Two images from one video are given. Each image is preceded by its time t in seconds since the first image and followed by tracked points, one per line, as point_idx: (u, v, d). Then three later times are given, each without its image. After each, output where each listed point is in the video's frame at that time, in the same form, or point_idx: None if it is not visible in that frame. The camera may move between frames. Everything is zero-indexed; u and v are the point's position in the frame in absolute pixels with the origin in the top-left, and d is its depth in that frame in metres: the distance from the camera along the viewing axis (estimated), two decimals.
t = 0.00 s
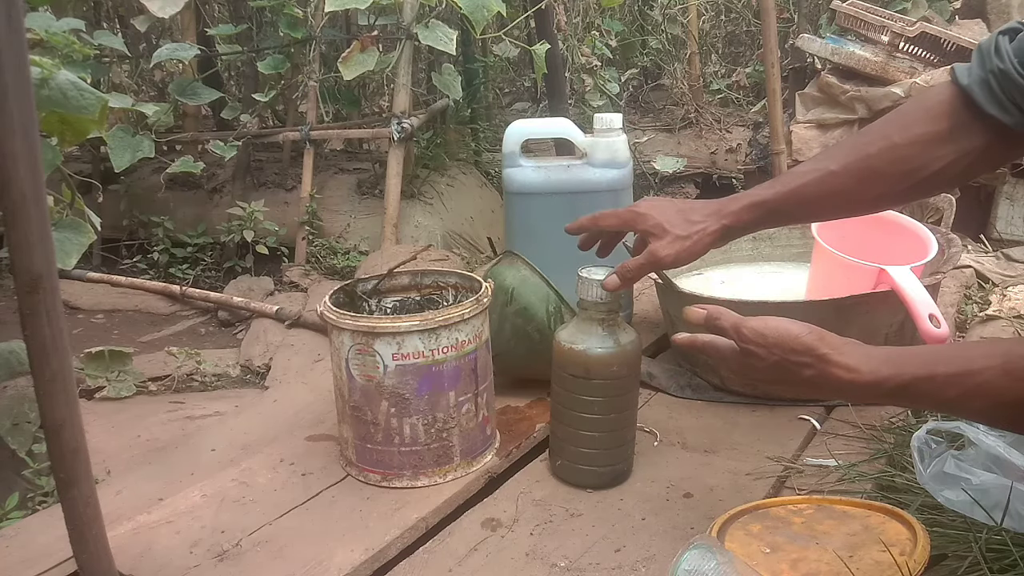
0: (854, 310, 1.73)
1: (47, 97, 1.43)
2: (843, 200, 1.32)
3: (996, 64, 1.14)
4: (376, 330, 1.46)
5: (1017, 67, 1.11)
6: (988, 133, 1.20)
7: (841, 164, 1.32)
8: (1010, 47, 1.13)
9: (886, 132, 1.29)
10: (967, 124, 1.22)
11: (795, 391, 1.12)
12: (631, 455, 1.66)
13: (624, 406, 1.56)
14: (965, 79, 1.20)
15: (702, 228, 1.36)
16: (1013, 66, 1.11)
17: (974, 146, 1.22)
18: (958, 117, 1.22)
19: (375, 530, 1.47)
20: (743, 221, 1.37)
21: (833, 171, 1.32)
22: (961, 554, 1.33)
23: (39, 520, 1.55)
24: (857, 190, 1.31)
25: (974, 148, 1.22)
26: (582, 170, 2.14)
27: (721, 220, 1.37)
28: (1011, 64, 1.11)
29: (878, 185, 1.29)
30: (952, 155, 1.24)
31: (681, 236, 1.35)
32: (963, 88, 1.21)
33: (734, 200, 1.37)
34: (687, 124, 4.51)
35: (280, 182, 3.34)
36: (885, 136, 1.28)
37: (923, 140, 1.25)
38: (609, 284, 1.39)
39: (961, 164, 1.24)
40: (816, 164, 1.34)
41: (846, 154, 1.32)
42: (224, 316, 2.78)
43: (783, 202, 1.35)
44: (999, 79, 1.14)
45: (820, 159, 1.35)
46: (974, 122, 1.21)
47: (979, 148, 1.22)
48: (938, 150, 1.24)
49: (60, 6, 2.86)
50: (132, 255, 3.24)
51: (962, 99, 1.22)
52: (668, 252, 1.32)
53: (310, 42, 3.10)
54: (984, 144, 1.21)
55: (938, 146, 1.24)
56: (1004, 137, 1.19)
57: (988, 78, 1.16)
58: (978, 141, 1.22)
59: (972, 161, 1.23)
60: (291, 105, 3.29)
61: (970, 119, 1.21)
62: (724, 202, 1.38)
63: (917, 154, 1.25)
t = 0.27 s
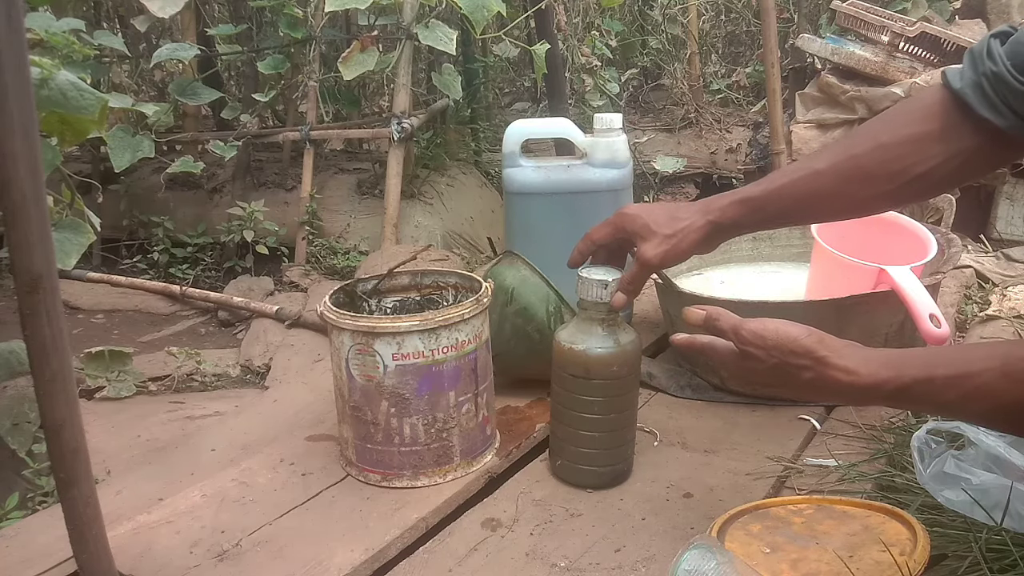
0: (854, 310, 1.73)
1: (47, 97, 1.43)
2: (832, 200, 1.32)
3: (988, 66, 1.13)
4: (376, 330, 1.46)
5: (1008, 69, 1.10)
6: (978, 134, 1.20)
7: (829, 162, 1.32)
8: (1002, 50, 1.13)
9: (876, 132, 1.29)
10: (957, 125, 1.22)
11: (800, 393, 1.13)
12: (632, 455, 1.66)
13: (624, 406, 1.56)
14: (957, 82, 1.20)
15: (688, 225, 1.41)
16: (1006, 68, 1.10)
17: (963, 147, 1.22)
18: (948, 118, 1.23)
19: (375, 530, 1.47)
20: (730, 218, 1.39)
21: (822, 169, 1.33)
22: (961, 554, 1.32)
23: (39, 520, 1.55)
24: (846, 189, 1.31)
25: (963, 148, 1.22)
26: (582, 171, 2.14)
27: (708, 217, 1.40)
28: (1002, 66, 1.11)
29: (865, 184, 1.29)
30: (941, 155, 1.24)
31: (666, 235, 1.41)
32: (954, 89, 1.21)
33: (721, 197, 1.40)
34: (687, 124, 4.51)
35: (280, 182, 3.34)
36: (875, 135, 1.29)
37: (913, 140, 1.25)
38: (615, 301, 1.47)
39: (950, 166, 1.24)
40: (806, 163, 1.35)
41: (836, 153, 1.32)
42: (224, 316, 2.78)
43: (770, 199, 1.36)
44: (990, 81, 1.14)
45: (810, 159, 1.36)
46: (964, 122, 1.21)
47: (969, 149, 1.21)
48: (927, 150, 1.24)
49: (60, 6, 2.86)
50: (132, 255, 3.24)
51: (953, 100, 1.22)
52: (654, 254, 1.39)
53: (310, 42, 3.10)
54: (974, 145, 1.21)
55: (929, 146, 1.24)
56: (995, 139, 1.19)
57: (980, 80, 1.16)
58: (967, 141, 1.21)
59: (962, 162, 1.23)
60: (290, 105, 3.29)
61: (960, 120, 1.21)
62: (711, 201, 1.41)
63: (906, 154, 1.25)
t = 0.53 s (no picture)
0: (854, 310, 1.73)
1: (47, 97, 1.42)
2: (830, 203, 1.33)
3: (984, 68, 1.13)
4: (376, 330, 1.46)
5: (1005, 70, 1.11)
6: (976, 136, 1.20)
7: (827, 166, 1.32)
8: (999, 51, 1.13)
9: (873, 135, 1.29)
10: (954, 127, 1.22)
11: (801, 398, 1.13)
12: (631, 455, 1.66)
13: (624, 406, 1.56)
14: (952, 84, 1.20)
15: (689, 229, 1.41)
16: (1001, 70, 1.10)
17: (959, 150, 1.22)
18: (945, 120, 1.23)
19: (375, 530, 1.47)
20: (728, 223, 1.40)
21: (820, 174, 1.33)
22: (961, 554, 1.32)
23: (39, 520, 1.55)
24: (844, 193, 1.32)
25: (960, 151, 1.22)
26: (582, 170, 2.14)
27: (707, 222, 1.41)
28: (999, 66, 1.11)
29: (864, 189, 1.30)
30: (938, 158, 1.24)
31: (666, 240, 1.41)
32: (950, 91, 1.21)
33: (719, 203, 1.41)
34: (687, 124, 4.51)
35: (280, 182, 3.34)
36: (872, 139, 1.29)
37: (910, 144, 1.25)
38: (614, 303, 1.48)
39: (948, 168, 1.24)
40: (804, 168, 1.35)
41: (834, 158, 1.32)
42: (224, 316, 2.78)
43: (768, 204, 1.37)
44: (987, 83, 1.14)
45: (807, 163, 1.36)
46: (960, 125, 1.21)
47: (965, 151, 1.21)
48: (924, 153, 1.24)
49: (60, 6, 2.86)
50: (132, 256, 3.24)
51: (949, 102, 1.22)
52: (654, 258, 1.39)
53: (310, 42, 3.10)
54: (972, 148, 1.21)
55: (926, 149, 1.24)
56: (992, 141, 1.19)
57: (976, 82, 1.16)
58: (964, 144, 1.21)
59: (959, 164, 1.23)
60: (290, 105, 3.29)
61: (956, 123, 1.21)
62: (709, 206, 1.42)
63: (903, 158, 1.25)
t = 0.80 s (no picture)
0: (854, 310, 1.73)
1: (47, 97, 1.42)
2: (833, 208, 1.32)
3: (987, 68, 1.13)
4: (376, 330, 1.46)
5: (1007, 70, 1.11)
6: (977, 138, 1.20)
7: (829, 171, 1.31)
8: (1001, 52, 1.13)
9: (874, 139, 1.29)
10: (956, 129, 1.22)
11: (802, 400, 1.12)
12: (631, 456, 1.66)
13: (624, 406, 1.56)
14: (954, 85, 1.20)
15: (690, 237, 1.39)
16: (1005, 70, 1.10)
17: (961, 152, 1.22)
18: (947, 123, 1.22)
19: (375, 530, 1.47)
20: (730, 230, 1.38)
21: (821, 178, 1.32)
22: (961, 554, 1.32)
23: (39, 520, 1.55)
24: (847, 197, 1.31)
25: (962, 152, 1.22)
26: (582, 170, 2.14)
27: (710, 228, 1.38)
28: (1001, 67, 1.11)
29: (866, 193, 1.29)
30: (940, 161, 1.24)
31: (668, 248, 1.40)
32: (952, 92, 1.21)
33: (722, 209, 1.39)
34: (687, 124, 4.51)
35: (280, 182, 3.34)
36: (874, 142, 1.28)
37: (912, 146, 1.25)
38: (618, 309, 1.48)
39: (950, 170, 1.24)
40: (806, 172, 1.34)
41: (835, 162, 1.32)
42: (224, 316, 2.78)
43: (771, 209, 1.35)
44: (990, 83, 1.14)
45: (809, 167, 1.35)
46: (962, 127, 1.21)
47: (968, 153, 1.21)
48: (926, 156, 1.24)
49: (60, 6, 2.86)
50: (132, 255, 3.24)
51: (950, 104, 1.22)
52: (656, 266, 1.39)
53: (310, 42, 3.10)
54: (974, 149, 1.21)
55: (929, 151, 1.24)
56: (994, 142, 1.19)
57: (979, 82, 1.16)
58: (966, 145, 1.21)
59: (961, 166, 1.23)
60: (290, 105, 3.29)
61: (958, 125, 1.21)
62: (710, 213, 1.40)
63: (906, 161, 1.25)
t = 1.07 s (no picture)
0: (854, 310, 1.73)
1: (47, 97, 1.42)
2: (848, 210, 1.32)
3: (997, 66, 1.13)
4: (375, 330, 1.46)
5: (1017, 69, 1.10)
6: (990, 138, 1.20)
7: (844, 174, 1.32)
8: (1013, 49, 1.12)
9: (887, 140, 1.29)
10: (969, 129, 1.22)
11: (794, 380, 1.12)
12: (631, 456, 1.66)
13: (624, 406, 1.56)
14: (966, 83, 1.20)
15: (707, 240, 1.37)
16: (1015, 67, 1.10)
17: (975, 153, 1.22)
18: (959, 123, 1.22)
19: (375, 530, 1.47)
20: (751, 233, 1.37)
21: (836, 181, 1.32)
22: (961, 554, 1.32)
23: (39, 520, 1.55)
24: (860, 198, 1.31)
25: (976, 152, 1.22)
26: (582, 170, 2.14)
27: (727, 231, 1.37)
28: (1011, 65, 1.11)
29: (882, 195, 1.30)
30: (954, 161, 1.24)
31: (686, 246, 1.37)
32: (965, 92, 1.21)
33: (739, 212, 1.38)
34: (687, 124, 4.51)
35: (280, 182, 3.34)
36: (888, 145, 1.28)
37: (925, 148, 1.25)
38: (617, 301, 1.41)
39: (964, 170, 1.24)
40: (819, 174, 1.34)
41: (850, 165, 1.32)
42: (224, 316, 2.78)
43: (786, 213, 1.35)
44: (1000, 81, 1.13)
45: (823, 170, 1.35)
46: (975, 128, 1.21)
47: (982, 153, 1.22)
48: (940, 157, 1.25)
49: (60, 6, 2.86)
50: (132, 255, 3.24)
51: (962, 104, 1.22)
52: (672, 261, 1.35)
53: (310, 42, 3.10)
54: (987, 149, 1.21)
55: (943, 151, 1.24)
56: (1008, 141, 1.19)
57: (990, 81, 1.16)
58: (979, 145, 1.22)
59: (975, 165, 1.23)
60: (290, 105, 3.29)
61: (970, 125, 1.22)
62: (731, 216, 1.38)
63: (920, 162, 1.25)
